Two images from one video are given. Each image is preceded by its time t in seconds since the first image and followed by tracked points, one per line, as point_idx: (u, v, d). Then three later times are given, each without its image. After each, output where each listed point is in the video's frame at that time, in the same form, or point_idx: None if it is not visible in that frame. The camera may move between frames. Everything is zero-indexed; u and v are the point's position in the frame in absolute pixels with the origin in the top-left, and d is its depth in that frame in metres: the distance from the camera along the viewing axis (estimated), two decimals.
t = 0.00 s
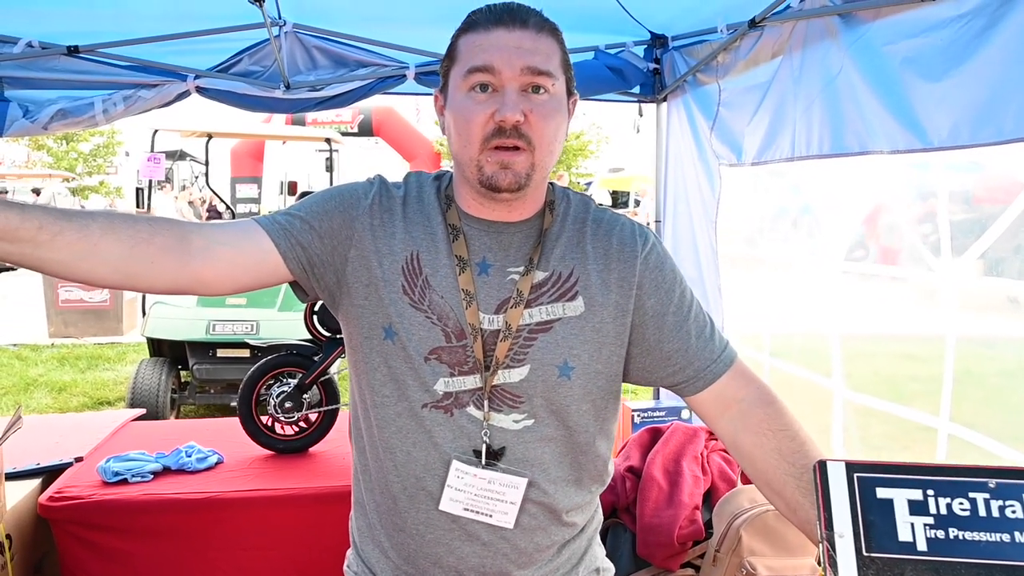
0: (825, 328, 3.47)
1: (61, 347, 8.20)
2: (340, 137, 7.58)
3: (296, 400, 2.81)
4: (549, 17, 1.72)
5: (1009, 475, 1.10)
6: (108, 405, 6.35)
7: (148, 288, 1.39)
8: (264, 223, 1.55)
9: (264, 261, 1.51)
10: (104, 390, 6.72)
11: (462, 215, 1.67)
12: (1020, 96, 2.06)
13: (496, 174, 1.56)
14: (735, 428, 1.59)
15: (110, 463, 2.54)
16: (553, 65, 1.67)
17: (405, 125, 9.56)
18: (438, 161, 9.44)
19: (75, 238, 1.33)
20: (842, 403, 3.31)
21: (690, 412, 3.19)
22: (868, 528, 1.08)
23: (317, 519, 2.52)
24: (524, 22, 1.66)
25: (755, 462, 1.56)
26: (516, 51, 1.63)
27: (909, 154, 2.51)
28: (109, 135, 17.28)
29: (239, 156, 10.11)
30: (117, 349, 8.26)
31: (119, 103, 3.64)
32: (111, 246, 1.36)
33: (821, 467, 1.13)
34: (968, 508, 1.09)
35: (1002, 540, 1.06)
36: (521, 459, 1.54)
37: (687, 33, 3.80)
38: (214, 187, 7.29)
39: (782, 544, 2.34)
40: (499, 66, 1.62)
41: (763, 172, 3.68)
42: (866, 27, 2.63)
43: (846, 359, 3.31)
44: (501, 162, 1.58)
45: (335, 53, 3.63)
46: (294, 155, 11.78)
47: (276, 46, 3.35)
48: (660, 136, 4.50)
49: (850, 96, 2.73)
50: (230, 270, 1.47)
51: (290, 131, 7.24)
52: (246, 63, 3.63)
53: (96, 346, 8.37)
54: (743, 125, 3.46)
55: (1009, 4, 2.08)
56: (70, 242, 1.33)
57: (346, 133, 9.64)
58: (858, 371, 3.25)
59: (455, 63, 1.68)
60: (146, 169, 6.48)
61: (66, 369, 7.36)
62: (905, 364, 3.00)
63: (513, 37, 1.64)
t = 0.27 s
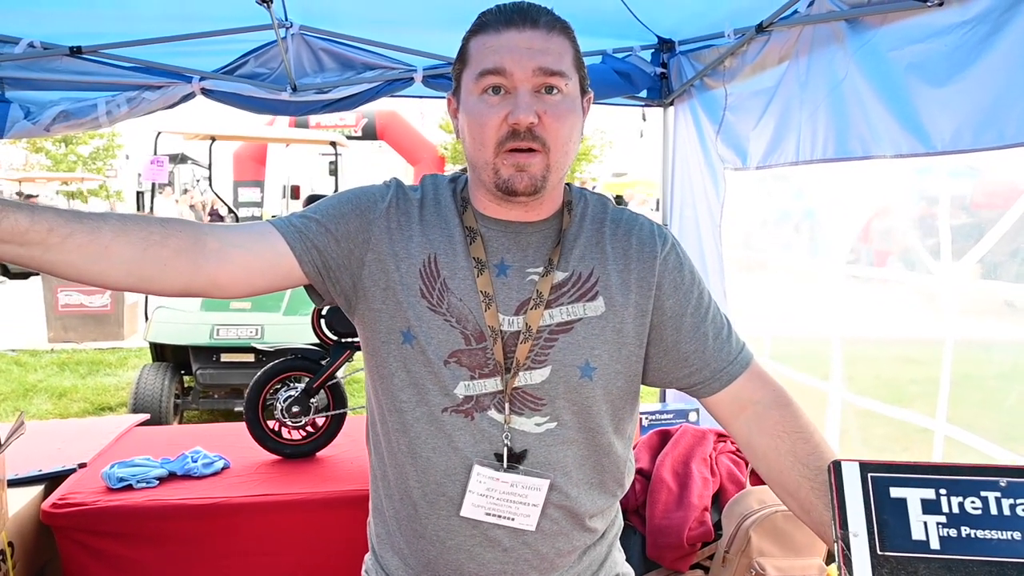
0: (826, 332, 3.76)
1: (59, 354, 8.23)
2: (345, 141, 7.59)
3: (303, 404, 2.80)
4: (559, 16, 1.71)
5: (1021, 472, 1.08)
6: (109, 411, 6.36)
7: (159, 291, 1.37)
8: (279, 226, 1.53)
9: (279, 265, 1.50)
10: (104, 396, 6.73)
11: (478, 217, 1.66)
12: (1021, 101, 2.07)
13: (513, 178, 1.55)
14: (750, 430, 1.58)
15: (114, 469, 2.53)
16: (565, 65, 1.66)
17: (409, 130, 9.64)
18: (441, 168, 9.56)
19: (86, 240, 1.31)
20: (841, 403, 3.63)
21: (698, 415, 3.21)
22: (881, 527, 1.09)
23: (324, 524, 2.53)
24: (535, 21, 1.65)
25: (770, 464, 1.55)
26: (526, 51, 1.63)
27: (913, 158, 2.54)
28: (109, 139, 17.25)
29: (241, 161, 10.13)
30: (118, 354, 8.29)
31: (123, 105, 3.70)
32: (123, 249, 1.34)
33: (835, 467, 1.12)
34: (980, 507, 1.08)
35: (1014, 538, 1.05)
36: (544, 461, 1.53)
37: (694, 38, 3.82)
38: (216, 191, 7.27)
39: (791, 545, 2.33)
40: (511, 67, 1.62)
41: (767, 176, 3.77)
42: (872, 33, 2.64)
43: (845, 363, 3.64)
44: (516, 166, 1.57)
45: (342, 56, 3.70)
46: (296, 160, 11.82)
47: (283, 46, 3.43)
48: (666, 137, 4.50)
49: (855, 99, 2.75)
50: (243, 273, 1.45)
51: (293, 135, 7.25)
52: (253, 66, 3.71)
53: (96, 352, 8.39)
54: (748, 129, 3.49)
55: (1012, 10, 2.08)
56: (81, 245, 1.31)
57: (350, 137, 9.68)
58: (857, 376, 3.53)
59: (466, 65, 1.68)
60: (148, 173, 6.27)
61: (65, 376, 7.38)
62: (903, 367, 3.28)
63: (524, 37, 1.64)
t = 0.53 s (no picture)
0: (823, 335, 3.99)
1: (56, 358, 8.24)
2: (345, 144, 7.60)
3: (306, 408, 2.88)
4: (567, 18, 1.72)
5: None
6: (106, 416, 6.37)
7: (171, 292, 1.36)
8: (293, 230, 1.53)
9: (293, 268, 1.49)
10: (102, 401, 6.73)
11: (493, 221, 1.66)
12: (1016, 106, 2.09)
13: (527, 180, 1.55)
14: (762, 428, 1.60)
15: (115, 474, 2.55)
16: (573, 65, 1.66)
17: (408, 131, 9.63)
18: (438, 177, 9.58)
19: (97, 241, 1.29)
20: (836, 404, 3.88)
21: (700, 416, 3.24)
22: (889, 526, 1.09)
23: (327, 527, 2.54)
24: (541, 24, 1.66)
25: (780, 462, 1.56)
26: (534, 53, 1.63)
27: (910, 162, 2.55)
28: (105, 141, 17.13)
29: (239, 163, 10.13)
30: (115, 358, 8.31)
31: (124, 106, 3.77)
32: (134, 251, 1.32)
33: (843, 467, 1.14)
34: (984, 505, 1.09)
35: (1019, 536, 1.06)
36: (560, 464, 1.53)
37: (696, 42, 3.86)
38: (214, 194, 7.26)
39: (794, 545, 2.34)
40: (520, 70, 1.62)
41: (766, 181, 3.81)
42: (872, 38, 2.66)
43: (842, 365, 3.90)
44: (529, 167, 1.57)
45: (345, 59, 3.83)
46: (293, 164, 11.85)
47: (286, 49, 3.57)
48: (668, 142, 4.51)
49: (854, 105, 2.78)
50: (256, 275, 1.44)
51: (292, 137, 7.26)
52: (254, 68, 3.82)
53: (92, 356, 8.41)
54: (747, 133, 3.52)
55: (1009, 15, 2.09)
56: (92, 246, 1.29)
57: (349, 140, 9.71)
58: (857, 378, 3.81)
59: (475, 71, 1.68)
60: (148, 174, 6.48)
61: (62, 381, 7.38)
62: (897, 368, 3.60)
63: (531, 39, 1.65)
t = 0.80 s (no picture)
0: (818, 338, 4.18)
1: (49, 363, 8.18)
2: (342, 147, 7.61)
3: (306, 412, 2.93)
4: (568, 20, 1.73)
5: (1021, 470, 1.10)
6: (101, 420, 6.33)
7: (178, 295, 1.35)
8: (301, 232, 1.52)
9: (301, 270, 1.48)
10: (96, 405, 6.69)
11: (501, 222, 1.67)
12: (1005, 114, 2.13)
13: (533, 180, 1.55)
14: (761, 431, 1.61)
15: (113, 480, 2.63)
16: (575, 65, 1.66)
17: (406, 135, 9.67)
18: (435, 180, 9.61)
19: (104, 244, 1.28)
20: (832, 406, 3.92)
21: (700, 419, 3.27)
22: (888, 526, 1.10)
23: (322, 531, 2.64)
24: (543, 26, 1.67)
25: (780, 463, 1.58)
26: (537, 55, 1.64)
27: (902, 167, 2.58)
28: (97, 143, 16.98)
29: (234, 165, 10.10)
30: (109, 363, 8.26)
31: (120, 108, 3.75)
32: (141, 253, 1.31)
33: (843, 468, 1.15)
34: (980, 504, 1.10)
35: (1013, 535, 1.08)
36: (573, 460, 1.53)
37: (694, 48, 3.89)
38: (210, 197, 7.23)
39: (793, 545, 2.35)
40: (523, 71, 1.63)
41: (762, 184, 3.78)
42: (866, 46, 2.70)
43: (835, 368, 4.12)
44: (535, 168, 1.58)
45: (345, 62, 3.83)
46: (289, 167, 11.83)
47: (286, 51, 3.56)
48: (667, 143, 4.52)
49: (849, 112, 2.81)
50: (265, 277, 1.43)
51: (289, 140, 7.24)
52: (253, 70, 3.82)
53: (86, 361, 8.36)
54: (744, 138, 3.56)
55: (1000, 24, 2.12)
56: (99, 249, 1.27)
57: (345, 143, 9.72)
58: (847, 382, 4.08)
59: (479, 74, 1.69)
60: (144, 177, 6.48)
61: (55, 386, 7.33)
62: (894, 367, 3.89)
63: (533, 41, 1.65)
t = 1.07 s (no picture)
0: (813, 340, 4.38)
1: (41, 366, 8.12)
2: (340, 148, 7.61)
3: (304, 415, 2.91)
4: (565, 29, 1.73)
5: (1009, 470, 1.11)
6: (94, 424, 6.28)
7: (175, 299, 1.34)
8: (301, 236, 1.51)
9: (299, 274, 1.47)
10: (89, 408, 6.64)
11: (497, 230, 1.67)
12: (993, 120, 2.15)
13: (527, 189, 1.55)
14: (760, 434, 1.61)
15: (107, 484, 2.64)
16: (571, 75, 1.66)
17: (403, 138, 9.70)
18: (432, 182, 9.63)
19: (99, 249, 1.26)
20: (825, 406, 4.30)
21: (697, 421, 3.28)
22: (881, 525, 1.11)
23: (316, 536, 2.63)
24: (539, 36, 1.67)
25: (775, 465, 1.58)
26: (532, 64, 1.64)
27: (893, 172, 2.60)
28: (92, 143, 16.86)
29: (231, 167, 10.06)
30: (103, 365, 8.21)
31: (115, 109, 3.73)
32: (138, 256, 1.30)
33: (838, 468, 1.14)
34: (971, 503, 1.11)
35: (1002, 533, 1.09)
36: (563, 470, 1.53)
37: (692, 51, 3.91)
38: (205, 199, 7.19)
39: (788, 545, 2.35)
40: (518, 81, 1.63)
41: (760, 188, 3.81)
42: (861, 51, 2.71)
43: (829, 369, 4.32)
44: (528, 177, 1.58)
45: (343, 63, 3.82)
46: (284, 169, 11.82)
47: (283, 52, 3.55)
48: (665, 148, 4.56)
49: (844, 118, 2.82)
50: (263, 281, 1.42)
51: (285, 141, 7.23)
52: (250, 71, 3.81)
53: (79, 364, 8.30)
54: (741, 142, 3.58)
55: (989, 32, 2.13)
56: (95, 253, 1.26)
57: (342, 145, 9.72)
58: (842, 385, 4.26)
59: (475, 83, 1.69)
60: (139, 179, 6.44)
61: (48, 389, 7.28)
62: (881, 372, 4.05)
63: (529, 51, 1.65)
